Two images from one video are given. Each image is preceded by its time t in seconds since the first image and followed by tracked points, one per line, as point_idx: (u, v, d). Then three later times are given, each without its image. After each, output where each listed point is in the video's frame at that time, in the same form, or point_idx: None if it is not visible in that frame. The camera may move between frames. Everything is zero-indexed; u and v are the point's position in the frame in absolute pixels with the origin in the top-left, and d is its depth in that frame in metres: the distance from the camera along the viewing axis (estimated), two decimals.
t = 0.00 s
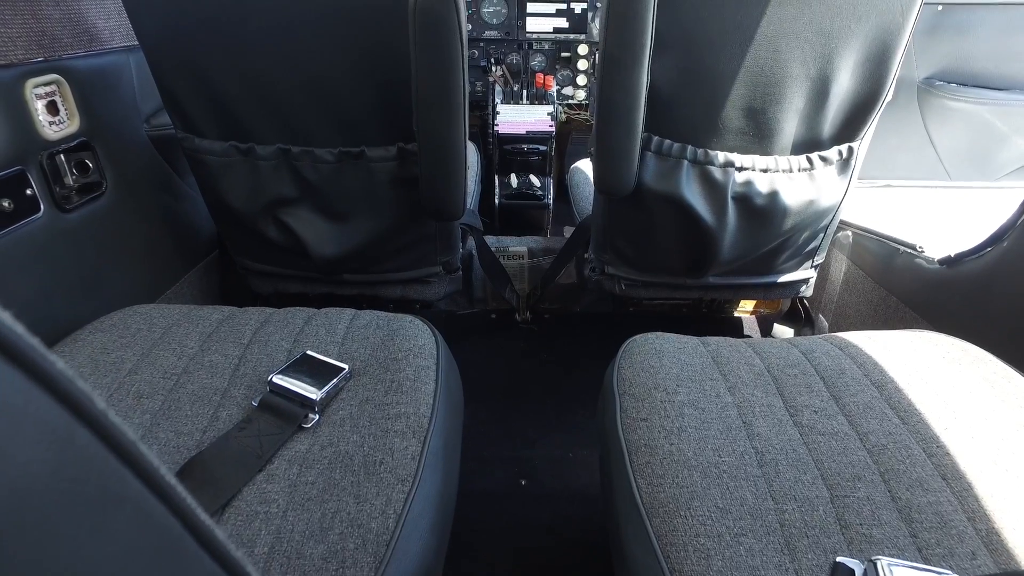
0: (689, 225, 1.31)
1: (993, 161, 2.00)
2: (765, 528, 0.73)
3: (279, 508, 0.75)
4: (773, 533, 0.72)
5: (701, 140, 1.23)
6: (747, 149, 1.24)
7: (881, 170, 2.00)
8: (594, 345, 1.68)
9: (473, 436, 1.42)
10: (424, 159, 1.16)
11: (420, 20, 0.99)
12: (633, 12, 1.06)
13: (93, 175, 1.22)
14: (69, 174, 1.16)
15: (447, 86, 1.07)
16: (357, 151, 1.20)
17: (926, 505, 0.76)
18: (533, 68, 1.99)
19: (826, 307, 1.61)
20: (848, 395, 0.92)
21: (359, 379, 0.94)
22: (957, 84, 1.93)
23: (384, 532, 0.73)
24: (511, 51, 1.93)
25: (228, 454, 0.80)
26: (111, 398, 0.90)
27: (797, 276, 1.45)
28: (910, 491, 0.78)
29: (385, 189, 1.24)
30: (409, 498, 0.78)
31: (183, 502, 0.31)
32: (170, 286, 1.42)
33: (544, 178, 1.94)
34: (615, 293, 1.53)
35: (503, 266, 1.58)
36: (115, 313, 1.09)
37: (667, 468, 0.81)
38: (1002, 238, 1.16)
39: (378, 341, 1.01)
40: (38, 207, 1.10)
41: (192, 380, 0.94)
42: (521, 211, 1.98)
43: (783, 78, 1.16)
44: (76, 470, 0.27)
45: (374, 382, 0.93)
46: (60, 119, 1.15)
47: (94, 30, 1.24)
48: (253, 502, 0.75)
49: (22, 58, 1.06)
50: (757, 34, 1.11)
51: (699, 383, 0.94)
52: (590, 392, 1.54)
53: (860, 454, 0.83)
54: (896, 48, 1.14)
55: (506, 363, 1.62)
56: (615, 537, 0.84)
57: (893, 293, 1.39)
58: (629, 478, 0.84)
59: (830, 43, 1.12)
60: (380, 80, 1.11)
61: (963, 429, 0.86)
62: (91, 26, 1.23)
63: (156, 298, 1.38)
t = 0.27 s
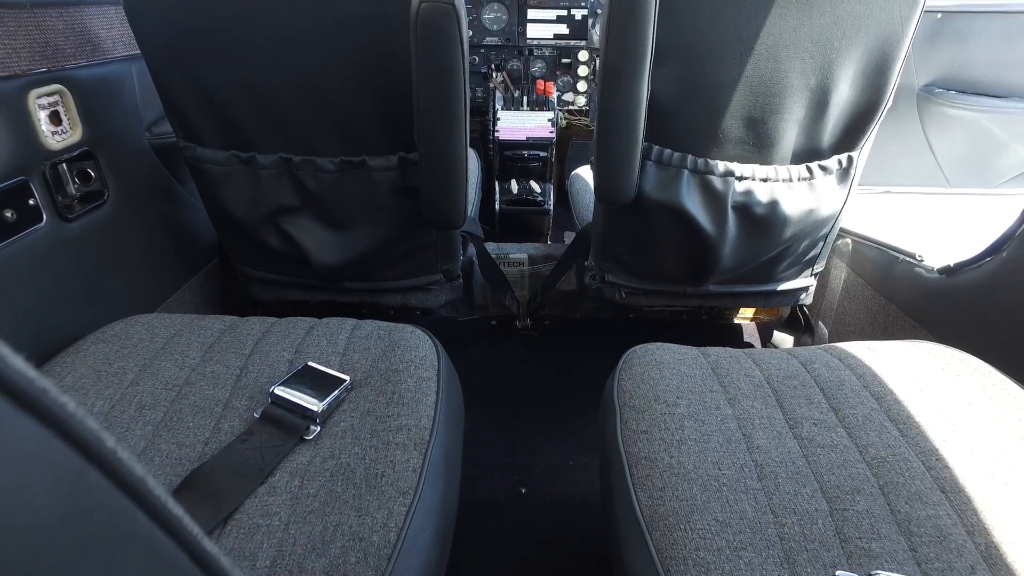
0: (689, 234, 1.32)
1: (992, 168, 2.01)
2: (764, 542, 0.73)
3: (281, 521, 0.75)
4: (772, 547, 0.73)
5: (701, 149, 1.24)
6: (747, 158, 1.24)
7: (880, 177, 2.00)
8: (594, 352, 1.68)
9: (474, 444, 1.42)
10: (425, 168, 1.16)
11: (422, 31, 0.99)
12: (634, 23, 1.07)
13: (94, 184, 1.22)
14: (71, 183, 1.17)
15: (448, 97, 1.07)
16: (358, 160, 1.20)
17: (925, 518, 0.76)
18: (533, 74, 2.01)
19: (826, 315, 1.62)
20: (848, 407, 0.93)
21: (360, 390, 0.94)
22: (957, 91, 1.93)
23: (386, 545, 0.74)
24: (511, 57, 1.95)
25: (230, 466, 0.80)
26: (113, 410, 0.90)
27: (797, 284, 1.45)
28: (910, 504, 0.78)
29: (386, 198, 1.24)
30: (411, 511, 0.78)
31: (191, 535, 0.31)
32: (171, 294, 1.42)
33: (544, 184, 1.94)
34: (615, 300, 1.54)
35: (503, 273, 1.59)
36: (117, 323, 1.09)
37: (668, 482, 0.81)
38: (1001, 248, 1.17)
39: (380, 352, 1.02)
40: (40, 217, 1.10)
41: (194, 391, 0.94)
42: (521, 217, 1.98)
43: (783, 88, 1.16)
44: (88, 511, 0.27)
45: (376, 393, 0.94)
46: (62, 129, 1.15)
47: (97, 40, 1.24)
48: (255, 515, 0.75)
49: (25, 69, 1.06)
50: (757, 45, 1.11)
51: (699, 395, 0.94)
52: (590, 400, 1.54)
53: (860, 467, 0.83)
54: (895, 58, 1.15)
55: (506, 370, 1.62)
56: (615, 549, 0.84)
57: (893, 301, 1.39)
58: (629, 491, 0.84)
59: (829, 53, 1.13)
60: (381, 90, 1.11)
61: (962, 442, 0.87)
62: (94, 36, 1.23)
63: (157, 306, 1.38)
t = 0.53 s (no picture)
0: (690, 245, 1.32)
1: (990, 177, 2.02)
2: (764, 559, 0.74)
3: (284, 537, 0.75)
4: (772, 564, 0.73)
5: (701, 161, 1.24)
6: (747, 170, 1.25)
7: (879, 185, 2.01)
8: (594, 360, 1.69)
9: (475, 453, 1.42)
10: (427, 180, 1.16)
11: (424, 45, 1.00)
12: (634, 37, 1.07)
13: (96, 195, 1.23)
14: (74, 195, 1.17)
15: (450, 110, 1.07)
16: (360, 172, 1.21)
17: (925, 534, 0.77)
18: (533, 82, 2.03)
19: (826, 323, 1.63)
20: (847, 421, 0.93)
21: (362, 404, 0.95)
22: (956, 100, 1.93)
23: (388, 561, 0.74)
24: (512, 65, 1.97)
25: (233, 482, 0.80)
26: (116, 424, 0.90)
27: (797, 294, 1.46)
28: (909, 520, 0.79)
29: (387, 210, 1.25)
30: (413, 526, 0.79)
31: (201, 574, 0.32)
32: (173, 304, 1.42)
33: (544, 192, 1.94)
34: (615, 310, 1.54)
35: (504, 282, 1.59)
36: (120, 335, 1.10)
37: (668, 497, 0.82)
38: (1000, 261, 1.17)
39: (382, 365, 1.02)
40: (43, 229, 1.10)
41: (197, 405, 0.94)
42: (521, 225, 1.98)
43: (783, 101, 1.17)
44: (105, 557, 0.28)
45: (378, 407, 0.94)
46: (65, 141, 1.16)
47: (101, 52, 1.25)
48: (258, 531, 0.76)
49: (30, 82, 1.07)
50: (758, 58, 1.12)
51: (699, 409, 0.95)
52: (590, 409, 1.54)
53: (859, 482, 0.84)
54: (895, 72, 1.15)
55: (507, 379, 1.63)
56: (616, 564, 0.85)
57: (893, 312, 1.40)
58: (630, 506, 0.84)
59: (829, 66, 1.13)
60: (383, 103, 1.12)
61: (961, 457, 0.87)
62: (97, 48, 1.24)
63: (159, 315, 1.38)
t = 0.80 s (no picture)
0: (689, 256, 1.33)
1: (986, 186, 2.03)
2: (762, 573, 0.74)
3: (284, 551, 0.76)
4: None
5: (700, 173, 1.25)
6: (746, 182, 1.26)
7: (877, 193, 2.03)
8: (593, 369, 1.69)
9: (474, 463, 1.43)
10: (427, 192, 1.17)
11: (425, 59, 1.01)
12: (633, 51, 1.08)
13: (98, 206, 1.23)
14: (76, 206, 1.18)
15: (450, 122, 1.08)
16: (360, 183, 1.21)
17: (922, 549, 0.77)
18: (534, 90, 2.06)
19: (825, 332, 1.63)
20: (845, 435, 0.94)
21: (362, 417, 0.95)
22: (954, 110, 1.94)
23: None
24: (512, 74, 2.01)
25: (234, 495, 0.81)
26: (117, 436, 0.91)
27: (795, 304, 1.46)
28: (906, 534, 0.79)
29: (388, 221, 1.25)
30: (413, 540, 0.79)
31: None
32: (173, 313, 1.43)
33: (544, 201, 1.95)
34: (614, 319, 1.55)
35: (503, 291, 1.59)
36: (121, 347, 1.10)
37: (667, 511, 0.82)
38: (997, 273, 1.18)
39: (382, 378, 1.03)
40: (45, 240, 1.11)
41: (198, 417, 0.95)
42: (521, 233, 1.99)
43: (781, 113, 1.18)
44: None
45: (378, 420, 0.95)
46: (68, 153, 1.17)
47: (103, 64, 1.26)
48: (259, 545, 0.76)
49: (33, 96, 1.08)
50: (755, 71, 1.13)
51: (698, 423, 0.96)
52: (590, 418, 1.55)
53: (857, 496, 0.84)
54: (891, 84, 1.16)
55: (506, 388, 1.63)
56: None
57: (891, 322, 1.40)
58: (629, 520, 0.85)
59: (827, 79, 1.14)
60: (384, 116, 1.12)
61: (958, 471, 0.88)
62: (100, 60, 1.25)
63: (160, 325, 1.39)
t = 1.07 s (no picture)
0: (689, 266, 1.33)
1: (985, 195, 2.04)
2: None
3: (284, 564, 0.76)
4: None
5: (700, 183, 1.25)
6: (746, 192, 1.26)
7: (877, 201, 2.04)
8: (593, 378, 1.70)
9: (474, 472, 1.43)
10: (427, 202, 1.17)
11: (426, 70, 1.01)
12: (633, 63, 1.09)
13: (99, 215, 1.24)
14: (77, 215, 1.18)
15: (451, 133, 1.09)
16: (361, 193, 1.21)
17: (924, 562, 0.77)
18: (534, 99, 2.08)
19: (825, 341, 1.64)
20: (845, 446, 0.94)
21: (363, 429, 0.95)
22: (952, 119, 1.96)
23: None
24: (512, 82, 2.02)
25: (234, 508, 0.81)
26: (117, 448, 0.91)
27: (795, 313, 1.46)
28: (908, 547, 0.79)
29: (388, 231, 1.26)
30: (414, 553, 0.79)
31: None
32: (173, 322, 1.43)
33: (544, 208, 1.95)
34: (614, 329, 1.55)
35: (503, 299, 1.59)
36: (122, 357, 1.10)
37: (667, 524, 0.82)
38: (997, 283, 1.19)
39: (382, 389, 1.03)
40: (46, 249, 1.11)
41: (198, 429, 0.95)
42: (520, 241, 1.99)
43: (781, 124, 1.18)
44: None
45: (379, 432, 0.95)
46: (69, 163, 1.17)
47: (105, 74, 1.27)
48: (259, 557, 0.76)
49: (36, 106, 1.08)
50: (755, 82, 1.14)
51: (698, 435, 0.96)
52: (590, 426, 1.55)
53: (857, 509, 0.84)
54: (891, 95, 1.17)
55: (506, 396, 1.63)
56: None
57: (890, 331, 1.41)
58: (629, 533, 0.84)
59: (826, 89, 1.15)
60: (385, 125, 1.13)
61: (958, 483, 0.88)
62: (102, 70, 1.26)
63: (160, 334, 1.39)
